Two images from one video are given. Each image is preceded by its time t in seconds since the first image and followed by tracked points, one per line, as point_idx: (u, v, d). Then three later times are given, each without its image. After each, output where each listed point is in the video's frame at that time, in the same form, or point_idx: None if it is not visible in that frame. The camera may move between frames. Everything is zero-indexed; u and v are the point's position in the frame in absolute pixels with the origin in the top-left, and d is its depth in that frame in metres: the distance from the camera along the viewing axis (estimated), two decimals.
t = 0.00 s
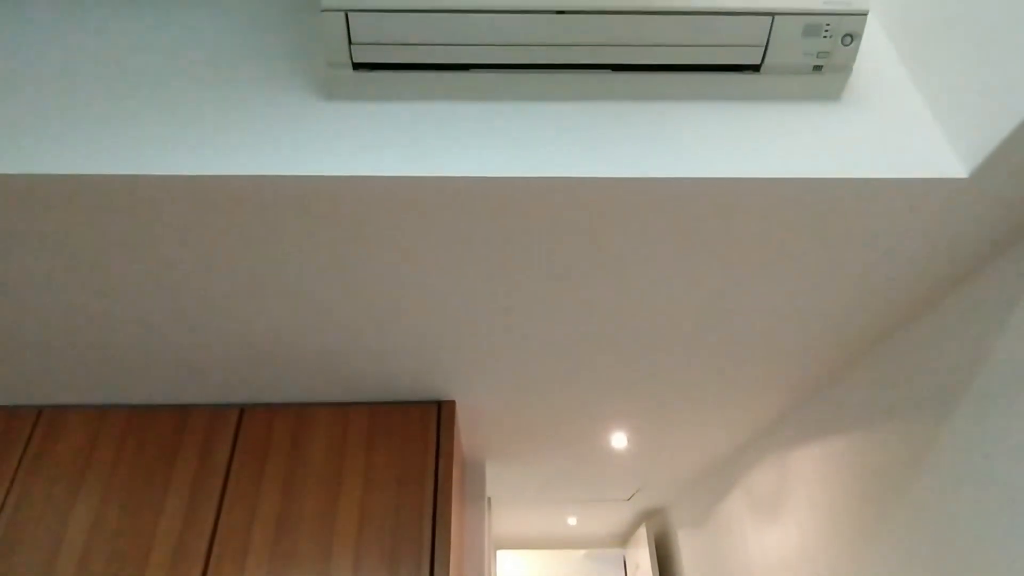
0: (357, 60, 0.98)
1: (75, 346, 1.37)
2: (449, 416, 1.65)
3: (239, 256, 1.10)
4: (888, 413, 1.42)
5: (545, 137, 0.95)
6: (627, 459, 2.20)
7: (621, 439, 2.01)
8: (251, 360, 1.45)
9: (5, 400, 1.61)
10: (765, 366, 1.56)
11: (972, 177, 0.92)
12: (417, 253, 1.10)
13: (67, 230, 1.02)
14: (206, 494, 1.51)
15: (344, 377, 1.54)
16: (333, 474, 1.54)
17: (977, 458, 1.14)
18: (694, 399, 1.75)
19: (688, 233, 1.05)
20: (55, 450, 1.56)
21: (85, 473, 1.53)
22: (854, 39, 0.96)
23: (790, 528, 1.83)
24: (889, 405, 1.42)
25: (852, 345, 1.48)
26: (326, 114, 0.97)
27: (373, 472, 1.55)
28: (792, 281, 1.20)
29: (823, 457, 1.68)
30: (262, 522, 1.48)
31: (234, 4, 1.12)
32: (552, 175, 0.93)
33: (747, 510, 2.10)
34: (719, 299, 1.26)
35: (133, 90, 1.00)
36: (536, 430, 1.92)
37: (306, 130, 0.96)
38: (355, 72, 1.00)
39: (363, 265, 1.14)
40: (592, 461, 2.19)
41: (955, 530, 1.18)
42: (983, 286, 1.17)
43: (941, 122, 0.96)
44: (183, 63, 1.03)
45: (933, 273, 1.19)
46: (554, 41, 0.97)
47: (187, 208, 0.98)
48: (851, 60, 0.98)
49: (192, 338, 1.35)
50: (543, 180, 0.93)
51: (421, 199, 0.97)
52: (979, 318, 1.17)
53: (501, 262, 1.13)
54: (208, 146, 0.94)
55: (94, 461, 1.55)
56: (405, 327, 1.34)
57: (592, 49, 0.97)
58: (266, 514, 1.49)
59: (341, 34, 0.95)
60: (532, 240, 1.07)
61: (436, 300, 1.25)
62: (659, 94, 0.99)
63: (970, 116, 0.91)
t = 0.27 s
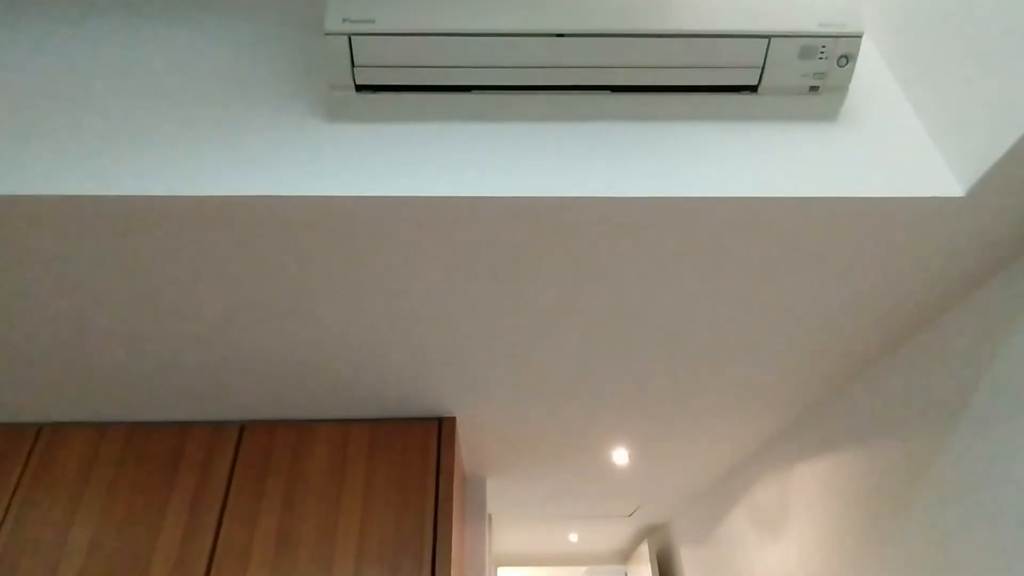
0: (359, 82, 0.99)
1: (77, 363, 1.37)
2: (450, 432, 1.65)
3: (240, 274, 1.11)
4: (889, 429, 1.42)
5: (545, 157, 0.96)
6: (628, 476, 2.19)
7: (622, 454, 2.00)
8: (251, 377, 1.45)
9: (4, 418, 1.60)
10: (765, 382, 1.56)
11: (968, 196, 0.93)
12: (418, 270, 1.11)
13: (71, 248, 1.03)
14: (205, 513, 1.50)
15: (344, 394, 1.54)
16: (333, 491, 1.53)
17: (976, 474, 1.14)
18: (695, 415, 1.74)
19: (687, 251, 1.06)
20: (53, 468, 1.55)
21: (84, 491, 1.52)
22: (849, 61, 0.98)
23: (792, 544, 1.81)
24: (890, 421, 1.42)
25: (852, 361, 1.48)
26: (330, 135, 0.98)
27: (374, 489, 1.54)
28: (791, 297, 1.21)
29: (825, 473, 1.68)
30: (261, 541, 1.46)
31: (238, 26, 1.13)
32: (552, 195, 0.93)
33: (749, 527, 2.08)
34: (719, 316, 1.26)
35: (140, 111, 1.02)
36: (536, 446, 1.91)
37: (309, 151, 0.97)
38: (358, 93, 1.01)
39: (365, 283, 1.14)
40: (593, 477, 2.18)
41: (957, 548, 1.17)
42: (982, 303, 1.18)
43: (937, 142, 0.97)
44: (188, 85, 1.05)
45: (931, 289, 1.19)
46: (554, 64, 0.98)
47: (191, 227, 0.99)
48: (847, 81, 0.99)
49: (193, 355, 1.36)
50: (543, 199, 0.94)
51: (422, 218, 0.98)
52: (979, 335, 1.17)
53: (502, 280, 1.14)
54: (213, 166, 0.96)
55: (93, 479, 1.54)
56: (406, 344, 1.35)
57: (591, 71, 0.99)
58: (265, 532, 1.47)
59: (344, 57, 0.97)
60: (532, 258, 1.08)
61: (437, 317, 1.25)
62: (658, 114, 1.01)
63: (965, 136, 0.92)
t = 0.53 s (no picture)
0: (365, 103, 1.00)
1: (80, 379, 1.37)
2: (451, 449, 1.65)
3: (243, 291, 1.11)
4: (890, 445, 1.41)
5: (547, 176, 0.97)
6: (630, 491, 2.18)
7: (624, 470, 1.99)
8: (253, 394, 1.45)
9: (5, 434, 1.60)
10: (767, 397, 1.56)
11: (967, 214, 0.94)
12: (420, 287, 1.11)
13: (77, 266, 1.04)
14: (206, 530, 1.49)
15: (346, 410, 1.54)
16: (334, 507, 1.52)
17: (978, 492, 1.14)
18: (697, 431, 1.74)
19: (688, 267, 1.07)
20: (54, 485, 1.55)
21: (84, 509, 1.51)
22: (846, 80, 0.99)
23: (795, 561, 1.80)
24: (892, 436, 1.41)
25: (854, 376, 1.48)
26: (335, 155, 0.99)
27: (375, 506, 1.53)
28: (791, 313, 1.21)
29: (827, 489, 1.67)
30: (262, 558, 1.45)
31: (245, 47, 1.15)
32: (555, 214, 0.94)
33: (752, 543, 2.06)
34: (720, 333, 1.27)
35: (148, 131, 1.03)
36: (537, 462, 1.90)
37: (314, 170, 0.98)
38: (363, 114, 1.01)
39: (367, 300, 1.15)
40: (594, 493, 2.17)
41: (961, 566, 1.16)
42: (982, 319, 1.18)
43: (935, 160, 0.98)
44: (196, 105, 1.06)
45: (931, 304, 1.20)
46: (557, 85, 1.00)
47: (196, 245, 1.00)
48: (844, 100, 1.01)
49: (196, 371, 1.36)
50: (544, 217, 0.95)
51: (425, 236, 0.98)
52: (980, 351, 1.17)
53: (503, 297, 1.14)
54: (219, 187, 0.97)
55: (94, 497, 1.53)
56: (408, 361, 1.35)
57: (593, 92, 1.00)
58: (266, 550, 1.47)
59: (349, 79, 0.98)
60: (534, 275, 1.08)
61: (439, 334, 1.25)
62: (658, 134, 1.02)
63: (962, 155, 0.93)
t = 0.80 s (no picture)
0: (373, 120, 1.01)
1: (88, 394, 1.38)
2: (457, 462, 1.64)
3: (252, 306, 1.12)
4: (894, 457, 1.42)
5: (554, 191, 0.98)
6: (635, 504, 2.17)
7: (629, 482, 1.99)
8: (259, 408, 1.45)
9: (11, 449, 1.60)
10: (773, 408, 1.56)
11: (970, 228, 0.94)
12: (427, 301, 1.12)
13: (94, 280, 1.06)
14: (211, 545, 1.48)
15: (351, 424, 1.54)
16: (340, 521, 1.52)
17: (981, 502, 1.14)
18: (703, 442, 1.74)
19: (693, 281, 1.07)
20: (59, 500, 1.54)
21: (88, 523, 1.50)
22: (849, 96, 1.01)
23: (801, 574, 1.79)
24: (896, 448, 1.41)
25: (859, 388, 1.48)
26: (344, 171, 1.00)
27: (381, 520, 1.53)
28: (796, 325, 1.21)
29: (832, 501, 1.66)
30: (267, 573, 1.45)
31: (254, 65, 1.16)
32: (562, 229, 0.95)
33: (757, 556, 2.05)
34: (726, 345, 1.27)
35: (163, 147, 1.04)
36: (542, 475, 1.90)
37: (324, 187, 0.99)
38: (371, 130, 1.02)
39: (374, 315, 1.16)
40: (599, 505, 2.16)
41: None
42: (986, 331, 1.18)
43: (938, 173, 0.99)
44: (206, 122, 1.07)
45: (936, 316, 1.20)
46: (564, 101, 1.01)
47: (211, 260, 1.01)
48: (848, 115, 1.02)
49: (204, 386, 1.36)
50: (551, 232, 0.95)
51: (433, 251, 0.99)
52: (985, 363, 1.18)
53: (509, 311, 1.15)
54: (230, 203, 0.98)
55: (99, 511, 1.52)
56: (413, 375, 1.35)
57: (600, 108, 1.01)
58: (271, 564, 1.46)
59: (358, 96, 0.99)
60: (541, 289, 1.09)
61: (445, 348, 1.26)
62: (664, 148, 1.03)
63: (965, 168, 0.94)
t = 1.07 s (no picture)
0: (389, 141, 1.02)
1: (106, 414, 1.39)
2: (471, 477, 1.65)
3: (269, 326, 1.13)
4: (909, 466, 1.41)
5: (568, 209, 1.00)
6: (647, 515, 2.16)
7: (642, 494, 1.98)
8: (273, 426, 1.46)
9: (27, 471, 1.61)
10: (787, 419, 1.56)
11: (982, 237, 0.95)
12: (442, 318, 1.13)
13: (114, 303, 1.07)
14: (227, 564, 1.48)
15: (365, 441, 1.55)
16: (355, 537, 1.52)
17: (996, 511, 1.14)
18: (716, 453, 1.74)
19: (706, 294, 1.08)
20: (75, 521, 1.54)
21: (105, 544, 1.51)
22: (858, 109, 1.02)
23: None
24: (909, 457, 1.40)
25: (872, 397, 1.48)
26: (360, 192, 1.02)
27: (396, 536, 1.53)
28: (809, 336, 1.22)
29: (846, 511, 1.65)
30: None
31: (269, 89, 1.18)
32: (576, 246, 0.96)
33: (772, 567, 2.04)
34: (738, 357, 1.27)
35: (181, 172, 1.06)
36: (554, 488, 1.89)
37: (340, 208, 1.00)
38: (386, 152, 1.04)
39: (389, 332, 1.16)
40: (612, 518, 2.15)
41: None
42: (999, 339, 1.18)
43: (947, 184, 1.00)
44: (224, 146, 1.09)
45: (948, 325, 1.20)
46: (576, 120, 1.02)
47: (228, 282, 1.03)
48: (857, 128, 1.03)
49: (220, 405, 1.37)
50: (566, 249, 0.96)
51: (449, 269, 1.00)
52: (998, 372, 1.18)
53: (523, 326, 1.15)
54: (248, 225, 0.99)
55: (115, 532, 1.53)
56: (427, 391, 1.36)
57: (612, 125, 1.03)
58: None
59: (373, 118, 1.01)
60: (555, 304, 1.10)
61: (459, 364, 1.26)
62: (675, 164, 1.04)
63: (976, 179, 0.95)
